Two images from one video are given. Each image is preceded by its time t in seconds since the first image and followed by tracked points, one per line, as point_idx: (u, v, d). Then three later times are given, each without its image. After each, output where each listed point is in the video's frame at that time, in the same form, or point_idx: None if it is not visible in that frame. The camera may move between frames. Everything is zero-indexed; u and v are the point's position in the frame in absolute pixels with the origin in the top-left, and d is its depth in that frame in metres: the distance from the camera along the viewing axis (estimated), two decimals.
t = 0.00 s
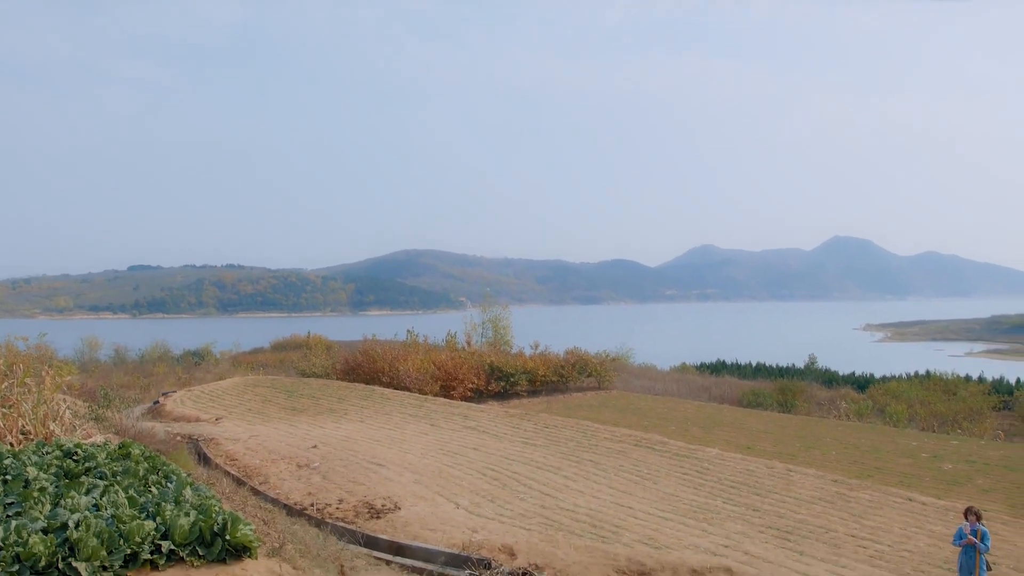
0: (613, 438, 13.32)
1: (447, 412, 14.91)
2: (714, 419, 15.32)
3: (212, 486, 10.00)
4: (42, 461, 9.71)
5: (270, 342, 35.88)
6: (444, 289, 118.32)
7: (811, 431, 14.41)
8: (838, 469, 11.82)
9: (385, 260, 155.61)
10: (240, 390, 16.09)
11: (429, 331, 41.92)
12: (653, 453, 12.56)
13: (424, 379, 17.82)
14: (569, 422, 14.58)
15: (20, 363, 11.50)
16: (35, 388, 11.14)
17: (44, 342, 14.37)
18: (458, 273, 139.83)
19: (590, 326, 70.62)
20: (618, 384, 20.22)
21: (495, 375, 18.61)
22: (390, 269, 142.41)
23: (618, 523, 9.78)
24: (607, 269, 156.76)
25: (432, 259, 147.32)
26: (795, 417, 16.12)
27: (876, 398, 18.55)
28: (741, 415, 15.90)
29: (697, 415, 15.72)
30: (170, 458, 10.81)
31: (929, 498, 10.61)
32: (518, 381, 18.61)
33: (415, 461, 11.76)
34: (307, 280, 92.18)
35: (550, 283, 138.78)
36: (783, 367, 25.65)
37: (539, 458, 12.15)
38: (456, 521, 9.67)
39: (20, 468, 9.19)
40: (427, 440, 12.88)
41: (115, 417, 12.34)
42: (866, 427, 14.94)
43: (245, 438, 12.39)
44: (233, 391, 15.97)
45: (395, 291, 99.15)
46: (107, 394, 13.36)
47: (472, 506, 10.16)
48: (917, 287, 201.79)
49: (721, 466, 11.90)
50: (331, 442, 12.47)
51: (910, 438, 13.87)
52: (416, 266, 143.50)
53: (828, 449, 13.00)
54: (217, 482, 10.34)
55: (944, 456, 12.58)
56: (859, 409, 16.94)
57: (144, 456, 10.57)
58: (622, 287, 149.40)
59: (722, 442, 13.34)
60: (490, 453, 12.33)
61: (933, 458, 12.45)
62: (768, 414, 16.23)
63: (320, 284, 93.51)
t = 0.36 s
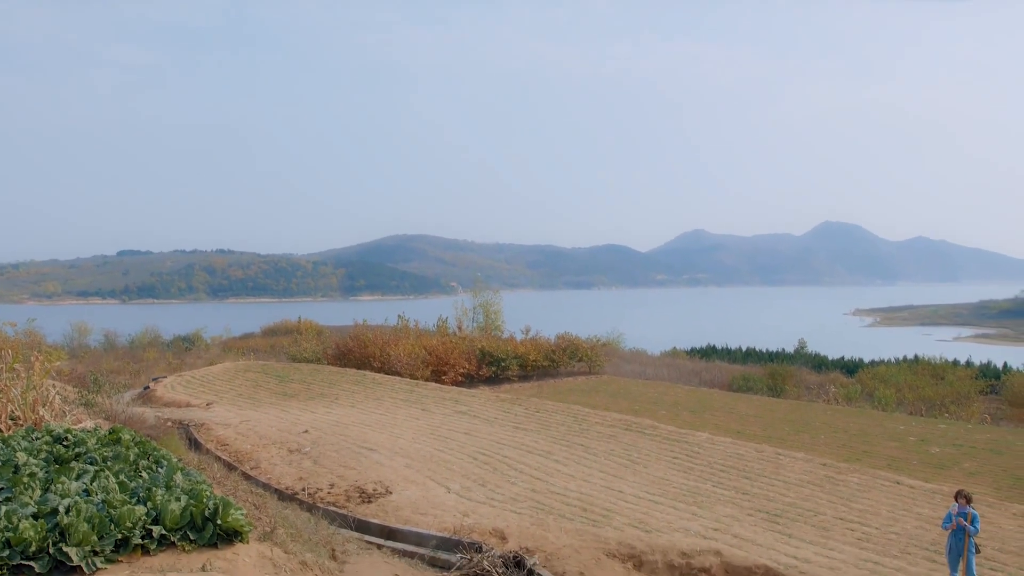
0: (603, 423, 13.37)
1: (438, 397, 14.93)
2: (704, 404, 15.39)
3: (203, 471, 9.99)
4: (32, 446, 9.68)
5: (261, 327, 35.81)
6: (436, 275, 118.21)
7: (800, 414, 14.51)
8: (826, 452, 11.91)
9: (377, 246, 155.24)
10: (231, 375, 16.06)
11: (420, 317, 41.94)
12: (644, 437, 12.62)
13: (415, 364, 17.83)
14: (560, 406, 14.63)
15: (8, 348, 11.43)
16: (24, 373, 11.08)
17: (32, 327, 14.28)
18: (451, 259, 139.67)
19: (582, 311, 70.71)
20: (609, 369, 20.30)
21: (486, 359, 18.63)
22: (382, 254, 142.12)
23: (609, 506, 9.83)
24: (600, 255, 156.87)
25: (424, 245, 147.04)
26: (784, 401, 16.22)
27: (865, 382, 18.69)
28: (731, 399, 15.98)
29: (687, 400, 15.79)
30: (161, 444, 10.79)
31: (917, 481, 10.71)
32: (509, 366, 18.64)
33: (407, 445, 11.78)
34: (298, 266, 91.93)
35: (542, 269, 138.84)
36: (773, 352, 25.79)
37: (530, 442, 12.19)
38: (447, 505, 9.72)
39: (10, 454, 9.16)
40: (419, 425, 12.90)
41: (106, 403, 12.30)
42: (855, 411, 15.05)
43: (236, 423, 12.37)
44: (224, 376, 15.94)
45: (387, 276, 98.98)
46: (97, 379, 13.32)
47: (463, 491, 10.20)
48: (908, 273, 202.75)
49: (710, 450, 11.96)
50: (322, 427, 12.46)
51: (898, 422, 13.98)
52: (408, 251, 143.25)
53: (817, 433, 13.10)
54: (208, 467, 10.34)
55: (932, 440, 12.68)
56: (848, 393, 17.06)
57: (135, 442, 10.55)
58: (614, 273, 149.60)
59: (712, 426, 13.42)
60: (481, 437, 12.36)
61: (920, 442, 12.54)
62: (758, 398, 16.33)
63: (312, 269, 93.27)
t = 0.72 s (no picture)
0: (593, 407, 13.42)
1: (429, 381, 14.96)
2: (693, 388, 15.47)
3: (193, 456, 9.98)
4: (20, 432, 9.64)
5: (250, 312, 35.72)
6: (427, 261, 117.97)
7: (788, 399, 14.61)
8: (814, 436, 12.00)
9: (368, 232, 154.70)
10: (220, 360, 16.03)
11: (410, 302, 41.89)
12: (633, 421, 12.68)
13: (405, 348, 17.84)
14: (550, 391, 14.67)
15: None
16: (11, 358, 11.01)
17: (19, 312, 14.17)
18: (442, 245, 139.39)
19: (573, 296, 70.80)
20: (599, 354, 20.41)
21: (476, 344, 18.66)
22: (373, 240, 141.67)
23: (599, 490, 9.89)
24: (591, 241, 156.93)
25: (415, 232, 146.68)
26: (773, 385, 16.32)
27: (853, 366, 18.81)
28: (720, 383, 16.08)
29: (677, 384, 15.87)
30: (151, 429, 10.77)
31: (903, 464, 10.81)
32: (499, 351, 18.68)
33: (397, 430, 11.79)
34: (289, 251, 91.56)
35: (534, 255, 138.85)
36: (761, 336, 25.93)
37: (520, 427, 12.24)
38: (438, 489, 9.75)
39: None
40: (409, 410, 12.91)
41: (94, 388, 12.25)
42: (843, 395, 15.17)
43: (225, 408, 12.35)
44: (213, 361, 15.90)
45: (378, 261, 98.74)
46: (86, 364, 13.26)
47: (453, 475, 10.23)
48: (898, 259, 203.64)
49: (700, 434, 12.03)
50: (312, 412, 12.46)
51: (885, 405, 14.10)
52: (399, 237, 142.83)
53: (805, 417, 13.19)
54: (198, 452, 10.32)
55: (919, 423, 12.79)
56: (836, 377, 17.18)
57: (124, 427, 10.53)
58: (606, 260, 149.72)
59: (701, 410, 13.50)
60: (471, 422, 12.38)
61: (907, 425, 12.65)
62: (747, 383, 16.42)
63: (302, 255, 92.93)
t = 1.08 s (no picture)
0: (583, 391, 13.47)
1: (418, 366, 14.97)
2: (683, 372, 15.53)
3: (182, 441, 9.96)
4: (8, 418, 9.60)
5: (240, 297, 35.59)
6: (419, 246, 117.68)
7: (777, 383, 14.70)
8: (802, 419, 12.08)
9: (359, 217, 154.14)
10: (209, 345, 15.98)
11: (400, 287, 41.82)
12: (623, 405, 12.72)
13: (395, 333, 17.83)
14: (540, 375, 14.71)
15: None
16: None
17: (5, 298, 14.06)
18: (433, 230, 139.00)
19: (564, 280, 70.80)
20: (588, 338, 20.48)
21: (466, 329, 18.67)
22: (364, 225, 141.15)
23: (588, 473, 9.94)
24: (583, 227, 156.87)
25: (406, 217, 146.21)
26: (762, 370, 16.40)
27: (842, 351, 18.92)
28: (709, 367, 16.15)
29: (666, 368, 15.94)
30: (140, 414, 10.74)
31: (890, 447, 10.90)
32: (489, 335, 18.70)
33: (387, 414, 11.80)
34: (279, 236, 91.13)
35: (525, 240, 138.73)
36: (751, 321, 26.03)
37: (510, 411, 12.26)
38: (428, 473, 9.78)
39: None
40: (399, 394, 12.92)
41: (83, 373, 12.20)
42: (830, 379, 15.27)
43: (215, 393, 12.33)
44: (203, 347, 15.86)
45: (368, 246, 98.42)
46: (73, 350, 13.19)
47: (443, 459, 10.25)
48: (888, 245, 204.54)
49: (689, 418, 12.09)
50: (302, 397, 12.45)
51: (873, 389, 14.21)
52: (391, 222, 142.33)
53: (793, 400, 13.28)
54: (187, 437, 10.31)
55: (905, 407, 12.89)
56: (824, 361, 17.28)
57: (113, 412, 10.50)
58: (597, 245, 149.77)
59: (690, 395, 13.56)
60: (462, 406, 12.40)
61: (894, 409, 12.75)
62: (736, 367, 16.49)
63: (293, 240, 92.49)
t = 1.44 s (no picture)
0: (574, 375, 13.51)
1: (409, 350, 14.98)
2: (673, 356, 15.59)
3: (173, 426, 9.95)
4: None
5: (230, 282, 35.47)
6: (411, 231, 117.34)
7: (766, 367, 14.78)
8: (790, 403, 12.16)
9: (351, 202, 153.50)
10: (199, 330, 15.94)
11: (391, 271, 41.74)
12: (613, 389, 12.77)
13: (386, 318, 17.82)
14: (530, 359, 14.75)
15: None
16: None
17: None
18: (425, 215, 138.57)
19: (556, 265, 70.79)
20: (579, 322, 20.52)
21: (456, 314, 18.68)
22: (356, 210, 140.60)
23: (579, 457, 9.98)
24: (576, 212, 156.73)
25: (398, 202, 145.66)
26: (752, 354, 16.48)
27: (831, 335, 19.02)
28: (700, 351, 16.21)
29: (656, 352, 16.00)
30: (130, 399, 10.71)
31: (878, 430, 10.98)
32: (480, 320, 18.73)
33: (377, 399, 11.81)
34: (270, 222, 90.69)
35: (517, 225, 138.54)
36: (741, 305, 26.13)
37: (501, 395, 12.30)
38: (419, 457, 9.80)
39: None
40: (390, 379, 12.92)
41: (72, 358, 12.14)
42: (819, 363, 15.37)
43: (205, 378, 12.30)
44: (192, 332, 15.81)
45: (359, 231, 98.10)
46: (62, 335, 13.13)
47: (434, 443, 10.27)
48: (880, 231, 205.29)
49: (679, 402, 12.15)
50: (292, 381, 12.44)
51: (861, 373, 14.31)
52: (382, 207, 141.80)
53: (782, 384, 13.36)
54: (178, 422, 10.29)
55: (893, 390, 12.99)
56: (813, 345, 17.37)
57: (102, 397, 10.47)
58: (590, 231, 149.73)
59: (680, 378, 13.63)
60: (452, 391, 12.42)
61: (882, 392, 12.84)
62: (725, 351, 16.56)
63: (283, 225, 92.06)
